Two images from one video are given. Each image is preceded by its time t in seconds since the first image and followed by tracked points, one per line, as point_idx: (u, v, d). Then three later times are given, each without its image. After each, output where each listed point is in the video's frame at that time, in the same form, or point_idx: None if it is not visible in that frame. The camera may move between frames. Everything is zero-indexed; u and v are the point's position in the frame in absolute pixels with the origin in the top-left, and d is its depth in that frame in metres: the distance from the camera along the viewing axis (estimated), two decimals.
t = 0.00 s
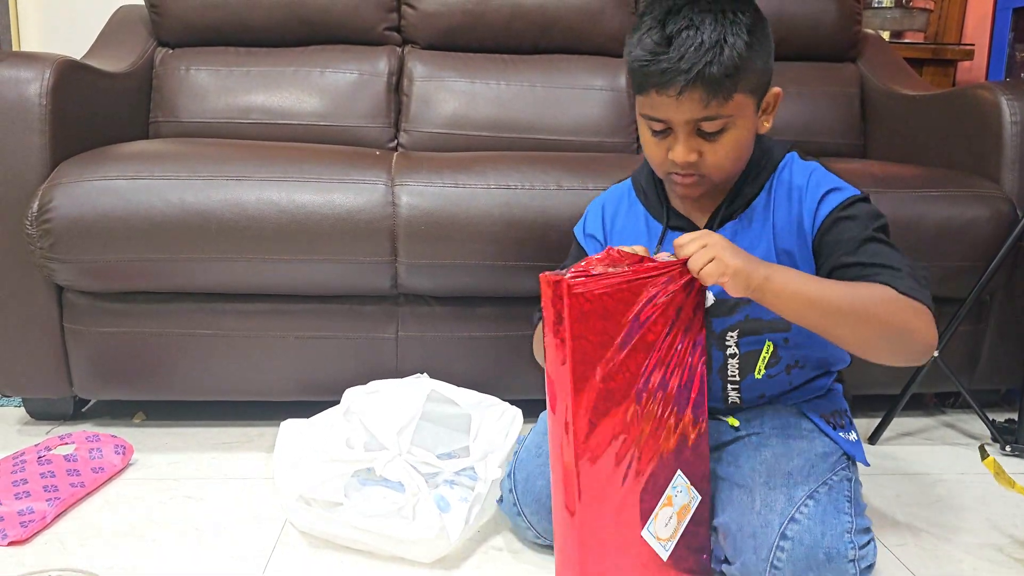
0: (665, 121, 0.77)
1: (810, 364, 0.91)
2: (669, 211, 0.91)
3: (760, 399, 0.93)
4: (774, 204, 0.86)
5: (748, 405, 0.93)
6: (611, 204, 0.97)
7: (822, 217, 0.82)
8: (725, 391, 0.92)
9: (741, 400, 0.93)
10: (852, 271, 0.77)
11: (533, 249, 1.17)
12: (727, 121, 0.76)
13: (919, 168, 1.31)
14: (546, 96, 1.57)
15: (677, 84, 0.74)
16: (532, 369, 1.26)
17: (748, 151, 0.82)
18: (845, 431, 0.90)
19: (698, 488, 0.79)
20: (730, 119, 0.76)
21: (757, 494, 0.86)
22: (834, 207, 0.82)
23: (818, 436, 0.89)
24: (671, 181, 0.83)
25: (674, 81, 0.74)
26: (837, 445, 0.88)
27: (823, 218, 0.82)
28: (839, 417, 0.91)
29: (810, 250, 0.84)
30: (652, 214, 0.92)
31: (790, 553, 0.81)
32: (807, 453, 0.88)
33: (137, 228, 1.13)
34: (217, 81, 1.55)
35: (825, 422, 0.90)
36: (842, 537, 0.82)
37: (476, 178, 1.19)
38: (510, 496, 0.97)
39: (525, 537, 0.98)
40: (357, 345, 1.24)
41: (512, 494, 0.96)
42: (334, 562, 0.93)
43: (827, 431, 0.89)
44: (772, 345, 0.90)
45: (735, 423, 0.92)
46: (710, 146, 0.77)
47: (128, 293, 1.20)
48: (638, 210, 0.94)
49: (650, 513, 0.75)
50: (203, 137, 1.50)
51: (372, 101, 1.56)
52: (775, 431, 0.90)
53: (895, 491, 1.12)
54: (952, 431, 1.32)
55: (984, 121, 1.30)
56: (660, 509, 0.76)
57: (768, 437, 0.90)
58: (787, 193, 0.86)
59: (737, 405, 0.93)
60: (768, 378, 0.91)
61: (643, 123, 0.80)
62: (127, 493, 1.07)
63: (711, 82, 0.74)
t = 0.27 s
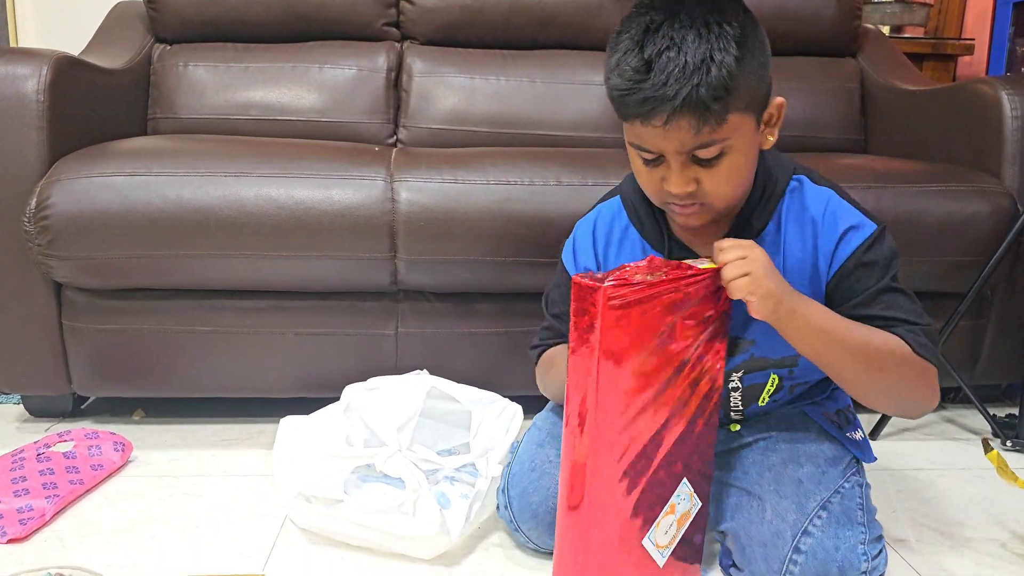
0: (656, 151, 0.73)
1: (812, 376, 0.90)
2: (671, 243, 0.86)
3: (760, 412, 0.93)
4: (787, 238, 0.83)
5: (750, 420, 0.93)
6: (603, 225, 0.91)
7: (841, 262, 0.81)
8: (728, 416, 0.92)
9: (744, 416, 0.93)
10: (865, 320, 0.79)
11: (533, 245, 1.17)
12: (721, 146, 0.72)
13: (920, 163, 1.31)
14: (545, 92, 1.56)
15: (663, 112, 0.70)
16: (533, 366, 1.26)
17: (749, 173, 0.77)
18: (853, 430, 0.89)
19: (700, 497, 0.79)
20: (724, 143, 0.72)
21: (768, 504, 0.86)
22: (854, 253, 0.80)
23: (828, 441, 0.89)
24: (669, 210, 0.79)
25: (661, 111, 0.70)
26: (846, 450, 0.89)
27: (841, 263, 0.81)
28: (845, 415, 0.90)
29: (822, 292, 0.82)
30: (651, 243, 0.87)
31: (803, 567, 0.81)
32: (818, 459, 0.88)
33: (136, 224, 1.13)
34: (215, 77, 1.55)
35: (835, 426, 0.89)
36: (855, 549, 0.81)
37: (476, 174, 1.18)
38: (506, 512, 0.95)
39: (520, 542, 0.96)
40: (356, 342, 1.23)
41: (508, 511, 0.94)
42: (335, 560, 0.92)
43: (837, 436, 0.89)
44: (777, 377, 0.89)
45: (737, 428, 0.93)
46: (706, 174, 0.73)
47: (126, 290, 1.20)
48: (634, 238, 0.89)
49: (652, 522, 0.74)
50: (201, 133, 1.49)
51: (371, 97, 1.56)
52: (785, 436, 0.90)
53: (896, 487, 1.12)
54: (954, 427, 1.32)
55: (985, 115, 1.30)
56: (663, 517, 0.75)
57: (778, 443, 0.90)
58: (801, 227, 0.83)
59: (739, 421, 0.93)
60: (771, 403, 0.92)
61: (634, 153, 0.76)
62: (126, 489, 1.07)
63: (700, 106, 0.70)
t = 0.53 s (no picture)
0: (664, 163, 0.72)
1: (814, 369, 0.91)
2: (682, 225, 0.88)
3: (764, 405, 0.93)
4: (803, 233, 0.86)
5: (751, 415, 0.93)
6: (611, 202, 0.93)
7: (860, 258, 0.83)
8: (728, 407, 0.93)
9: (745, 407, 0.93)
10: (888, 308, 0.81)
11: (531, 241, 1.16)
12: (732, 158, 0.72)
13: (919, 157, 1.30)
14: (543, 87, 1.56)
15: (669, 127, 0.70)
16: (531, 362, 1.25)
17: (759, 173, 0.78)
18: (853, 427, 0.88)
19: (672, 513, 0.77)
20: (733, 155, 0.72)
21: (769, 501, 0.86)
22: (874, 252, 0.82)
23: (828, 437, 0.89)
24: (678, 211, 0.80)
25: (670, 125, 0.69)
26: (846, 446, 0.89)
27: (860, 260, 0.83)
28: (845, 412, 0.89)
29: (835, 288, 0.85)
30: (661, 223, 0.89)
31: (802, 564, 0.81)
32: (817, 455, 0.88)
33: (131, 221, 1.12)
34: (212, 73, 1.54)
35: (835, 422, 0.89)
36: (855, 546, 0.81)
37: (473, 169, 1.17)
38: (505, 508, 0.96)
39: (518, 539, 0.96)
40: (354, 338, 1.23)
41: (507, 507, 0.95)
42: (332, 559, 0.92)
43: (837, 432, 0.88)
44: (780, 366, 0.90)
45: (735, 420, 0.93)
46: (717, 183, 0.73)
47: (123, 287, 1.19)
48: (644, 215, 0.90)
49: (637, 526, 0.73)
50: (197, 129, 1.48)
51: (368, 92, 1.55)
52: (784, 432, 0.91)
53: (896, 483, 1.11)
54: (954, 422, 1.32)
55: (985, 108, 1.29)
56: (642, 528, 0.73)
57: (778, 439, 0.90)
58: (819, 221, 0.85)
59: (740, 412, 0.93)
60: (772, 395, 0.92)
61: (643, 160, 0.76)
62: (123, 487, 1.06)
63: (708, 123, 0.69)
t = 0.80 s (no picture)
0: (658, 111, 0.76)
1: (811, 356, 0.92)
2: (678, 194, 0.92)
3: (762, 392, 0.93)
4: (798, 205, 0.88)
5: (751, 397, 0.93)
6: (615, 183, 0.99)
7: (853, 226, 0.85)
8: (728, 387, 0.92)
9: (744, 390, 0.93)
10: (886, 279, 0.82)
11: (529, 236, 1.16)
12: (722, 106, 0.75)
13: (916, 152, 1.31)
14: (541, 82, 1.56)
15: (661, 71, 0.74)
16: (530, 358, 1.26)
17: (751, 133, 0.80)
18: (849, 419, 0.90)
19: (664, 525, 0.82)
20: (723, 102, 0.75)
21: (766, 489, 0.87)
22: (866, 222, 0.84)
23: (824, 427, 0.89)
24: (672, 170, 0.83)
25: (662, 69, 0.73)
26: (842, 435, 0.89)
27: (853, 229, 0.85)
28: (842, 405, 0.91)
29: (829, 260, 0.86)
30: (659, 195, 0.94)
31: (799, 550, 0.84)
32: (814, 445, 0.88)
33: (130, 217, 1.12)
34: (209, 69, 1.54)
35: (831, 413, 0.89)
36: (851, 532, 0.83)
37: (471, 165, 1.17)
38: (505, 497, 0.97)
39: (521, 531, 0.97)
40: (353, 334, 1.23)
41: (508, 496, 0.96)
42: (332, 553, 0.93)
43: (833, 422, 0.89)
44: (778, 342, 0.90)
45: (734, 411, 0.92)
46: (706, 132, 0.76)
47: (122, 283, 1.19)
48: (643, 190, 0.95)
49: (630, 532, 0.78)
50: (195, 125, 1.48)
51: (366, 88, 1.55)
52: (779, 422, 0.90)
53: (893, 476, 1.12)
54: (951, 416, 1.32)
55: (983, 103, 1.30)
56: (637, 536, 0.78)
57: (774, 429, 0.89)
58: (814, 193, 0.87)
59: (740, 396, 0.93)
60: (773, 372, 0.92)
61: (638, 115, 0.80)
62: (124, 483, 1.07)
63: (697, 67, 0.73)
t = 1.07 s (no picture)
0: (663, 73, 0.80)
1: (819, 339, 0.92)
2: (683, 172, 0.94)
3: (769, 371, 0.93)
4: (802, 184, 0.89)
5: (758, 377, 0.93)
6: (622, 168, 1.01)
7: (856, 205, 0.86)
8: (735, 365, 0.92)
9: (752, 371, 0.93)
10: (893, 264, 0.85)
11: (536, 228, 1.16)
12: (724, 66, 0.79)
13: (923, 144, 1.30)
14: (547, 75, 1.55)
15: (665, 33, 0.77)
16: (536, 351, 1.25)
17: (755, 98, 0.83)
18: (856, 410, 0.90)
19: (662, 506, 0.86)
20: (725, 62, 0.79)
21: (775, 479, 0.86)
22: (869, 200, 0.86)
23: (832, 417, 0.89)
24: (681, 138, 0.85)
25: (664, 31, 0.77)
26: (849, 426, 0.89)
27: (856, 208, 0.86)
28: (848, 396, 0.92)
29: (833, 237, 0.88)
30: (664, 174, 0.96)
31: (810, 540, 0.83)
32: (822, 436, 0.87)
33: (135, 209, 1.12)
34: (213, 61, 1.53)
35: (838, 404, 0.90)
36: (863, 523, 0.82)
37: (478, 157, 1.17)
38: (514, 488, 0.97)
39: (530, 523, 0.97)
40: (359, 327, 1.23)
41: (517, 486, 0.96)
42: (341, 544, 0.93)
43: (840, 413, 0.89)
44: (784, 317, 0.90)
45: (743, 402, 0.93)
46: (710, 93, 0.80)
47: (127, 276, 1.19)
48: (649, 168, 0.98)
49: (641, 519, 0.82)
50: (199, 118, 1.48)
51: (370, 81, 1.54)
52: (788, 415, 0.90)
53: (901, 469, 1.12)
54: (958, 409, 1.32)
55: (990, 95, 1.29)
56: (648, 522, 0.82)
57: (782, 422, 0.90)
58: (817, 173, 0.89)
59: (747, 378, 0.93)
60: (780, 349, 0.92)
61: (646, 83, 0.84)
62: (130, 475, 1.06)
63: (699, 28, 0.77)
